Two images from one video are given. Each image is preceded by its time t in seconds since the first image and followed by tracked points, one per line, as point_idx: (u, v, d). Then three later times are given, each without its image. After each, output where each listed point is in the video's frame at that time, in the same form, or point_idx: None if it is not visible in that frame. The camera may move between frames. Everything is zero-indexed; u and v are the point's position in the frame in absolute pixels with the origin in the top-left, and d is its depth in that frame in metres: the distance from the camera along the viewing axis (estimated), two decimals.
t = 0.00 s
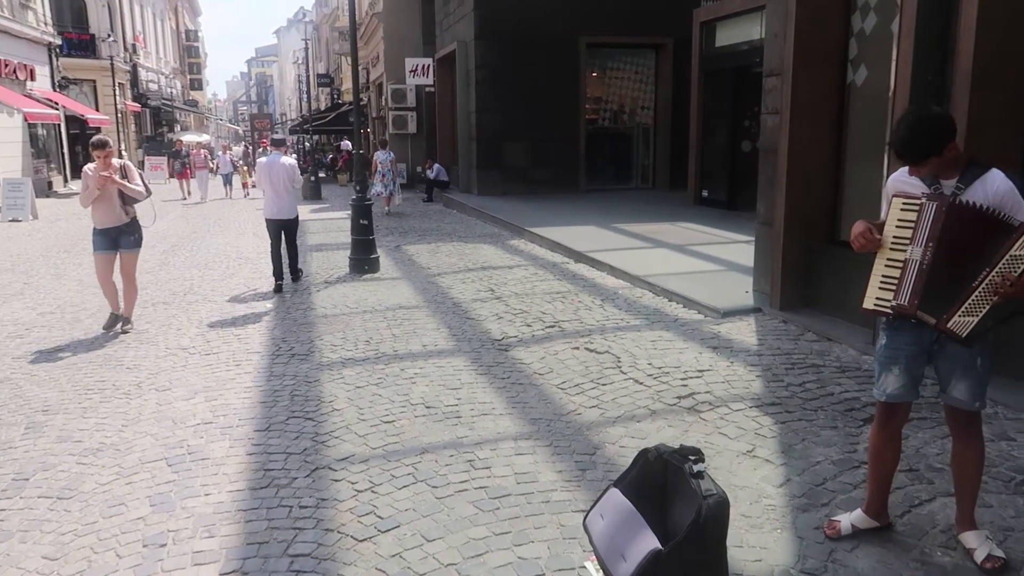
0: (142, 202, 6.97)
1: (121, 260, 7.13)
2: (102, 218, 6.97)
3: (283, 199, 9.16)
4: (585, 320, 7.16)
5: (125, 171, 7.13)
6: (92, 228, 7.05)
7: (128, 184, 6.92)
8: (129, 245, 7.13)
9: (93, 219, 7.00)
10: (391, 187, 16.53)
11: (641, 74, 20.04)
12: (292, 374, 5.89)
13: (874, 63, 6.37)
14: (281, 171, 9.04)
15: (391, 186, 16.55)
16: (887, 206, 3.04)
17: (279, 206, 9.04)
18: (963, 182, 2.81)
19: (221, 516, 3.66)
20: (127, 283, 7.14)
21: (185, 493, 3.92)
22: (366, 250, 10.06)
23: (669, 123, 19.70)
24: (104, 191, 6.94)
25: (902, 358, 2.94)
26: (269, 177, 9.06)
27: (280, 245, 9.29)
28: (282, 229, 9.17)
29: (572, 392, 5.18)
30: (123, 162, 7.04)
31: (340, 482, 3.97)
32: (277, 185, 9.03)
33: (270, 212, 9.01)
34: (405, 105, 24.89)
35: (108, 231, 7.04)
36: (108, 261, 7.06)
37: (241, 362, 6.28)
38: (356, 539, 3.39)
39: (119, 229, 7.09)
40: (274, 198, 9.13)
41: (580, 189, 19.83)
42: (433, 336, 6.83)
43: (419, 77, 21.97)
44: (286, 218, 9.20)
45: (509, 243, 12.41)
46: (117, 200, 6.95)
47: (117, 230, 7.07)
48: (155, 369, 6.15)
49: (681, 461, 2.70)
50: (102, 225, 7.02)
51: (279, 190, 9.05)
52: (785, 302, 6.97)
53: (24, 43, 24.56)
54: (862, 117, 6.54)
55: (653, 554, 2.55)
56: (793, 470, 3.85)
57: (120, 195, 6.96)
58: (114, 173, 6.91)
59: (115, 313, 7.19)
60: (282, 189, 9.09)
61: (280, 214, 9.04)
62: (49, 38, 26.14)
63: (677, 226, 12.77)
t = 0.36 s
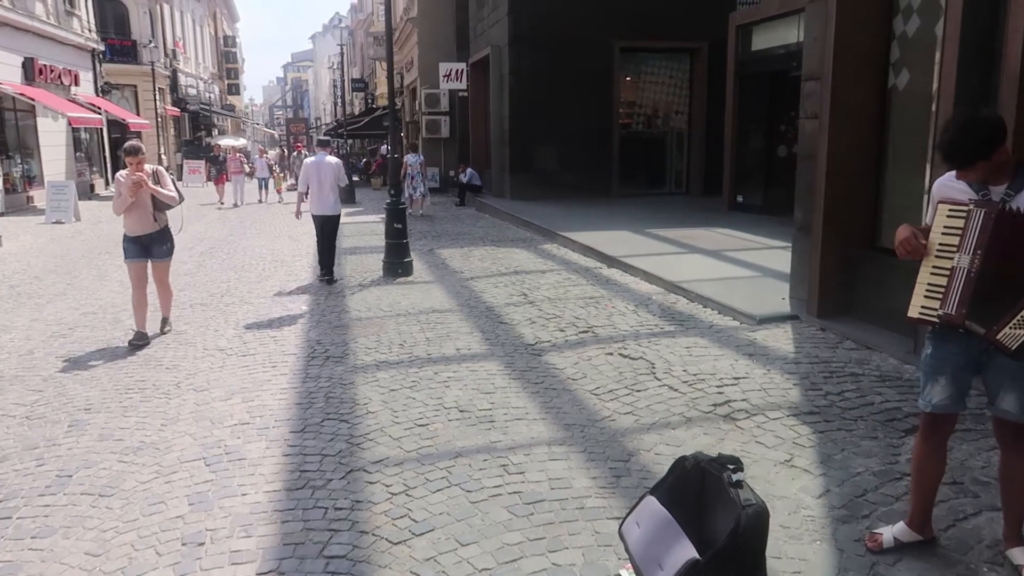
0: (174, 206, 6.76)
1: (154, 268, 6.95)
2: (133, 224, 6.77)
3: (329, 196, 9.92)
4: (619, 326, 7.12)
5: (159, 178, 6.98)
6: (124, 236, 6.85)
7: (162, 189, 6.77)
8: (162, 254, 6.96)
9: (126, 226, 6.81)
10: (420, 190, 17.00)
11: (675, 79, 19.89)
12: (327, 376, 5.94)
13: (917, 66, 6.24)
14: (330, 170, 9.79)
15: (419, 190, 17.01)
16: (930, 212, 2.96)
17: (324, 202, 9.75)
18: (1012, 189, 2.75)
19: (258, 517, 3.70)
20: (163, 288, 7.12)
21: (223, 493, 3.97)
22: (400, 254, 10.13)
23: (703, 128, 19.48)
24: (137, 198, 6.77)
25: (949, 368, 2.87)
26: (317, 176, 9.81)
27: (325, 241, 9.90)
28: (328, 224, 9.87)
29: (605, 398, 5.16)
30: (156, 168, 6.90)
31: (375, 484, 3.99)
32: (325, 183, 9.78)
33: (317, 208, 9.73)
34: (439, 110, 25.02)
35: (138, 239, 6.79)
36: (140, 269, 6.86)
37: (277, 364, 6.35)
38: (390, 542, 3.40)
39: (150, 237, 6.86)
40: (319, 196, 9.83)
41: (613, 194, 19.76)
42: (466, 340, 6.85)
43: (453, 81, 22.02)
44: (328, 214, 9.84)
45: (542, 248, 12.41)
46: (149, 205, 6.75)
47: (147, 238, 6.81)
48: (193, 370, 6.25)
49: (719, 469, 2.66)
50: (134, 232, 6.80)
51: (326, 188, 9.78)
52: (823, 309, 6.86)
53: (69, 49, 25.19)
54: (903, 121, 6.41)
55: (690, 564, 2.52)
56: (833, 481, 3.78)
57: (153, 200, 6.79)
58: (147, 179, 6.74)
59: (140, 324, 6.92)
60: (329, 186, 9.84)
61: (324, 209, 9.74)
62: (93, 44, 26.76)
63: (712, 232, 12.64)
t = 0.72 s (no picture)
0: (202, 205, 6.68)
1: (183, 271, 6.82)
2: (161, 226, 6.65)
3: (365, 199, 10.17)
4: (651, 331, 7.08)
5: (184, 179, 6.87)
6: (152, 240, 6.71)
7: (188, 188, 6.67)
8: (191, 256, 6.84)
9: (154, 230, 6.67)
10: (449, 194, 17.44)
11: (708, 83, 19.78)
12: (360, 378, 5.98)
13: (959, 70, 6.12)
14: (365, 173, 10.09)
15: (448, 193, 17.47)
16: (975, 220, 2.91)
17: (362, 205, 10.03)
18: None
19: (293, 516, 3.73)
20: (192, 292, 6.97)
21: (258, 492, 4.02)
22: (432, 257, 10.17)
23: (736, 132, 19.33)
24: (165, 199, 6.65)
25: (994, 378, 2.81)
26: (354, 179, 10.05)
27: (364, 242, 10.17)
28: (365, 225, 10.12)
29: (638, 403, 5.13)
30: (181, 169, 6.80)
31: (408, 486, 4.00)
32: (362, 185, 10.08)
33: (355, 210, 10.00)
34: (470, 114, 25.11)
35: (168, 240, 6.69)
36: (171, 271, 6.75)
37: (311, 365, 6.42)
38: (423, 544, 3.42)
39: (178, 238, 6.74)
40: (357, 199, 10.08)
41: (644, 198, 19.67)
42: (498, 344, 6.85)
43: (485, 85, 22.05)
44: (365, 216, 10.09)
45: (573, 252, 12.37)
46: (176, 206, 6.62)
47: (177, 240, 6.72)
48: (229, 370, 6.34)
49: (756, 478, 2.63)
50: (160, 234, 6.69)
51: (364, 190, 10.07)
52: (860, 316, 6.75)
53: (110, 55, 25.71)
54: (944, 126, 6.30)
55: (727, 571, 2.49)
56: (872, 491, 3.72)
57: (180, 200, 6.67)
58: (172, 180, 6.64)
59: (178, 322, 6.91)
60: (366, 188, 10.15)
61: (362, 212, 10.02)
62: (133, 50, 27.29)
63: (745, 237, 12.53)
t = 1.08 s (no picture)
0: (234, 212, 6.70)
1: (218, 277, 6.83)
2: (195, 233, 6.67)
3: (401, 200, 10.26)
4: (683, 336, 7.02)
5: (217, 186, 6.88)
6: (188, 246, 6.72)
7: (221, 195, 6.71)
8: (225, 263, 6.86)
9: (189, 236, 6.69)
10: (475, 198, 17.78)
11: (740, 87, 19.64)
12: (392, 380, 6.01)
13: (1000, 73, 6.00)
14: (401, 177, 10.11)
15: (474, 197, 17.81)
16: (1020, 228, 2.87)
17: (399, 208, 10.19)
18: None
19: (325, 518, 3.76)
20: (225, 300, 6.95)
21: (290, 493, 4.05)
22: (462, 260, 10.20)
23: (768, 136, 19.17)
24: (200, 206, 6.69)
25: None
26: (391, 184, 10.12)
27: (398, 242, 10.50)
28: (399, 226, 10.34)
29: (670, 409, 5.09)
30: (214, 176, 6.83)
31: (439, 489, 4.01)
32: (398, 189, 10.11)
33: (389, 213, 10.11)
34: (501, 117, 25.16)
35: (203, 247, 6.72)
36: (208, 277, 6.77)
37: (342, 367, 6.46)
38: (455, 547, 3.42)
39: (211, 246, 6.75)
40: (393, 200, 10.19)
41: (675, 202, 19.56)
42: (528, 348, 6.85)
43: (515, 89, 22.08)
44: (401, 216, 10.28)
45: (603, 256, 12.32)
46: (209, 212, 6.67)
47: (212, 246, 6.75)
48: (263, 371, 6.41)
49: (793, 486, 2.60)
50: (194, 242, 6.73)
51: (399, 193, 10.13)
52: (897, 322, 6.63)
53: (147, 60, 26.18)
54: (985, 129, 6.18)
55: None
56: (910, 501, 3.65)
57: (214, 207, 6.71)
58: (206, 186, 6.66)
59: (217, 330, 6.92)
60: (402, 191, 10.19)
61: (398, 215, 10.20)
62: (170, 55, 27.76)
63: (777, 242, 12.39)
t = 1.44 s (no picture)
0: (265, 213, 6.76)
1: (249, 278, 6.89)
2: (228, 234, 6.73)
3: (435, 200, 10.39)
4: (711, 341, 6.97)
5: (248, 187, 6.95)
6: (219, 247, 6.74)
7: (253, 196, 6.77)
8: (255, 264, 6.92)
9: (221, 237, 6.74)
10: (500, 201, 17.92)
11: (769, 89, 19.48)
12: (419, 383, 6.03)
13: None
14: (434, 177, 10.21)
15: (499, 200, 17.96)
16: None
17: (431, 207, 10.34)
18: None
19: (353, 519, 3.78)
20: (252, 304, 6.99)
21: (319, 493, 4.08)
22: (489, 262, 10.21)
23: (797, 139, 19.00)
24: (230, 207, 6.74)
25: None
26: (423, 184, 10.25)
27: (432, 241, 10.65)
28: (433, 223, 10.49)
29: (699, 414, 5.05)
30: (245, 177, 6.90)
31: (467, 491, 4.02)
32: (431, 189, 10.24)
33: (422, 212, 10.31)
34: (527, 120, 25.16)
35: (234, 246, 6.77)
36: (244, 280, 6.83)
37: (370, 369, 6.50)
38: (482, 550, 3.42)
39: (242, 248, 6.83)
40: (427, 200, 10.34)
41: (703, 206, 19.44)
42: (555, 351, 6.83)
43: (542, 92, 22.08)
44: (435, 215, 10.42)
45: (630, 260, 12.27)
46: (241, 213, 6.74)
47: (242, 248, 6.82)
48: (292, 372, 6.46)
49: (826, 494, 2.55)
50: (224, 244, 6.77)
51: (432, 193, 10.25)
52: (931, 329, 6.53)
53: (180, 64, 26.57)
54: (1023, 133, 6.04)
55: None
56: (946, 512, 3.58)
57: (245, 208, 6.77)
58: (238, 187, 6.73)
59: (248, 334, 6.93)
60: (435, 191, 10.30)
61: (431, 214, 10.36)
62: (202, 59, 28.15)
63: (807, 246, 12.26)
